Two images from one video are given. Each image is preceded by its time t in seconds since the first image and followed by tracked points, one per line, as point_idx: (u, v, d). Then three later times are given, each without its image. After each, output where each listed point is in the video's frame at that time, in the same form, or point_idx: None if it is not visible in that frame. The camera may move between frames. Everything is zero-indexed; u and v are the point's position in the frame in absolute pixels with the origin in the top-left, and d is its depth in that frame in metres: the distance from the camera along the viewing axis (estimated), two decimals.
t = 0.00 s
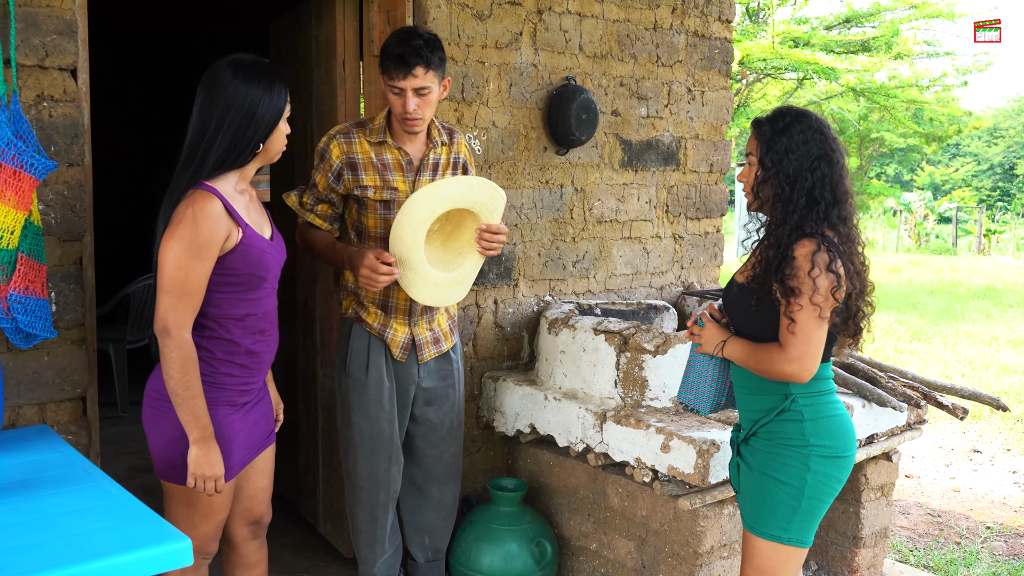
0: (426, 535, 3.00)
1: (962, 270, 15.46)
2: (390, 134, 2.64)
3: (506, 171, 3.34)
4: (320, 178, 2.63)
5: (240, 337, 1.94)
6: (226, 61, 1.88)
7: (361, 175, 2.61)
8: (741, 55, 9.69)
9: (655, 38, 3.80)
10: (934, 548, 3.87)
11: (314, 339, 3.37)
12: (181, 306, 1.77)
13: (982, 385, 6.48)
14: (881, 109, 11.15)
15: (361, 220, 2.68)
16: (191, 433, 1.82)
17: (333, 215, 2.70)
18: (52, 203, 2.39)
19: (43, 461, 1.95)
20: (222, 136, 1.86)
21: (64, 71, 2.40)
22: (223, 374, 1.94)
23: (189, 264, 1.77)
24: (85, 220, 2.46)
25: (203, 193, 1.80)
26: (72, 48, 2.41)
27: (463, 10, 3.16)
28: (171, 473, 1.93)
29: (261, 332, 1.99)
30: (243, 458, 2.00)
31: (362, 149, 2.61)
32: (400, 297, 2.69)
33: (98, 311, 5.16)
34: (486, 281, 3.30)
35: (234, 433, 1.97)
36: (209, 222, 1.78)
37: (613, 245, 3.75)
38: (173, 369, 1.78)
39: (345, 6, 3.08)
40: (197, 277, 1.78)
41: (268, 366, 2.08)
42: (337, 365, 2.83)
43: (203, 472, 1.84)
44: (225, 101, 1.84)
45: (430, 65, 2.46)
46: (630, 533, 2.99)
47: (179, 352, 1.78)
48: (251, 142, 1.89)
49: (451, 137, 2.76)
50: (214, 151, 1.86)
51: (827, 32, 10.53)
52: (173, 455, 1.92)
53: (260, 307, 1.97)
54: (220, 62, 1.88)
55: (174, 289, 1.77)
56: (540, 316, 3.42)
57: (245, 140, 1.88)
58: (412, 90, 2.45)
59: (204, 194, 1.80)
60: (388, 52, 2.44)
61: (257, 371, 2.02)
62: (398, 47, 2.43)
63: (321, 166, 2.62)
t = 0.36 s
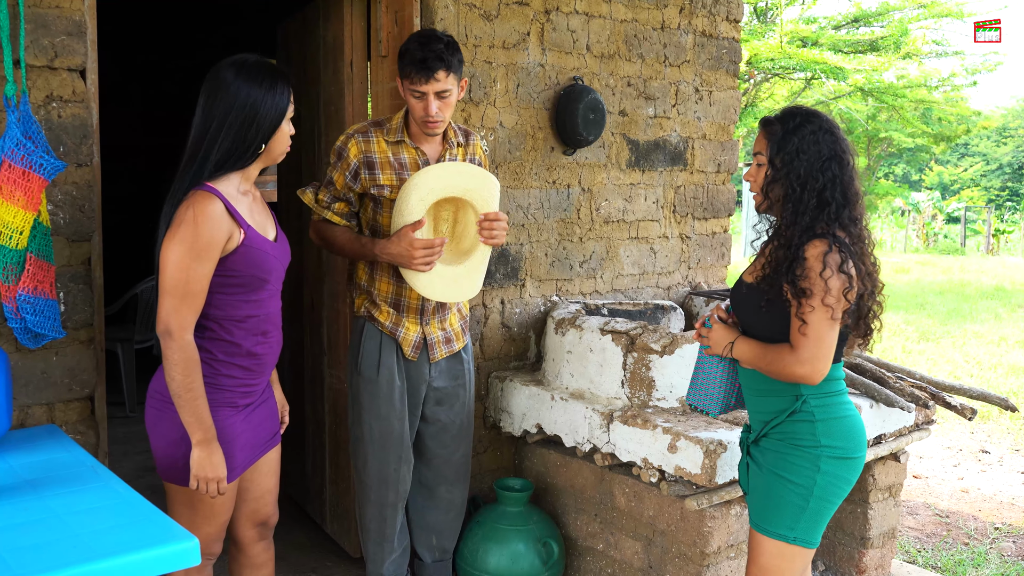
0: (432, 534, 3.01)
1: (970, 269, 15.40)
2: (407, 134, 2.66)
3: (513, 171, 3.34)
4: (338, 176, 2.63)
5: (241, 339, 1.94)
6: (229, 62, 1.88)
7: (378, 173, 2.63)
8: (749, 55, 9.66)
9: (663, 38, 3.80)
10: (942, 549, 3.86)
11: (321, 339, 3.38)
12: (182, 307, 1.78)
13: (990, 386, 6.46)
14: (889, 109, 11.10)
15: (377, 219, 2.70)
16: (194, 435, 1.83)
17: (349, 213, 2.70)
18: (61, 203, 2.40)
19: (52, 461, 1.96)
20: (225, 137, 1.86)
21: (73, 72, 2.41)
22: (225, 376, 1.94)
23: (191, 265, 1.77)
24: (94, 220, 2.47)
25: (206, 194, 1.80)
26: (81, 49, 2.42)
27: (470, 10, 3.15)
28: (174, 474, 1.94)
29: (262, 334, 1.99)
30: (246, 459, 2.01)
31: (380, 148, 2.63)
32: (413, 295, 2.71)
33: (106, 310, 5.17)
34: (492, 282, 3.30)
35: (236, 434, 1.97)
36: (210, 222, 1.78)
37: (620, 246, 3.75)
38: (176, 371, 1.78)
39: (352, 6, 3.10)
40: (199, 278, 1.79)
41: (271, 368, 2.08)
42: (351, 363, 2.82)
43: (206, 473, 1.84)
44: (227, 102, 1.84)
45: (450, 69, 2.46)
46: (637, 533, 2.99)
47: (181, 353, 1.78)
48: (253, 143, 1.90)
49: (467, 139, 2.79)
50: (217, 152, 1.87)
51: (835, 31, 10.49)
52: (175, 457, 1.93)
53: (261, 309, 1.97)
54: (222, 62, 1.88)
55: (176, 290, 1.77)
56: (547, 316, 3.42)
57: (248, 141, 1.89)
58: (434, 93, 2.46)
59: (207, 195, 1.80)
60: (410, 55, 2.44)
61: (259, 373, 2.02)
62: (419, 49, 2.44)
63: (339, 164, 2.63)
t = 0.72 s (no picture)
0: (434, 534, 3.01)
1: (972, 269, 15.39)
2: (413, 133, 2.66)
3: (515, 172, 3.35)
4: (343, 173, 2.64)
5: (239, 340, 1.94)
6: (227, 62, 1.88)
7: (383, 172, 2.65)
8: (750, 55, 9.66)
9: (665, 38, 3.80)
10: (944, 550, 3.85)
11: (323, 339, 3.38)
12: (179, 309, 1.78)
13: (992, 387, 6.45)
14: (891, 109, 11.09)
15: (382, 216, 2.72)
16: (190, 437, 1.83)
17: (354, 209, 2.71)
18: (63, 203, 2.41)
19: (54, 461, 1.96)
20: (223, 137, 1.87)
21: (75, 72, 2.41)
22: (223, 377, 1.94)
23: (188, 267, 1.77)
24: (95, 221, 2.47)
25: (203, 196, 1.80)
26: (83, 50, 2.42)
27: (472, 10, 3.15)
28: (171, 475, 1.94)
29: (261, 335, 1.99)
30: (244, 460, 2.00)
31: (385, 146, 2.63)
32: (414, 294, 2.71)
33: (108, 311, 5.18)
34: (494, 282, 3.30)
35: (234, 436, 1.97)
36: (207, 224, 1.78)
37: (622, 246, 3.75)
38: (172, 374, 1.79)
39: (354, 7, 3.10)
40: (195, 279, 1.79)
41: (271, 370, 2.08)
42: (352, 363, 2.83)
43: (200, 475, 1.84)
44: (225, 102, 1.84)
45: (460, 69, 2.47)
46: (638, 533, 2.99)
47: (177, 355, 1.78)
48: (252, 143, 1.90)
49: (475, 141, 2.81)
50: (215, 152, 1.87)
51: (837, 32, 10.49)
52: (174, 459, 1.93)
53: (261, 311, 1.96)
54: (221, 63, 1.89)
55: (173, 292, 1.77)
56: (548, 317, 3.42)
57: (247, 141, 1.89)
58: (444, 94, 2.46)
59: (203, 196, 1.80)
60: (421, 56, 2.44)
61: (258, 374, 2.02)
62: (430, 50, 2.44)
63: (344, 160, 2.63)
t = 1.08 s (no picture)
0: (434, 535, 3.01)
1: (972, 270, 15.39)
2: (412, 134, 2.67)
3: (515, 172, 3.35)
4: (343, 177, 2.65)
5: (238, 342, 1.94)
6: (224, 63, 1.89)
7: (383, 175, 2.66)
8: (750, 56, 9.68)
9: (665, 39, 3.80)
10: (944, 550, 3.85)
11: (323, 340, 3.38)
12: (177, 311, 1.78)
13: (992, 388, 6.46)
14: (891, 110, 11.10)
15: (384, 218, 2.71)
16: (187, 439, 1.82)
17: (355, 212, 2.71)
18: (63, 204, 2.41)
19: (54, 462, 1.96)
20: (221, 138, 1.87)
21: (75, 73, 2.41)
22: (222, 379, 1.94)
23: (186, 268, 1.78)
24: (96, 221, 2.47)
25: (201, 197, 1.81)
26: (84, 51, 2.42)
27: (472, 11, 3.15)
28: (170, 477, 1.94)
29: (260, 337, 1.99)
30: (244, 461, 2.00)
31: (384, 149, 2.64)
32: (417, 295, 2.71)
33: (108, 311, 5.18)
34: (494, 283, 3.30)
35: (234, 437, 1.97)
36: (205, 226, 1.78)
37: (622, 246, 3.75)
38: (170, 375, 1.79)
39: (355, 7, 3.10)
40: (193, 281, 1.79)
41: (271, 372, 2.08)
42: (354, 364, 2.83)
43: (198, 477, 1.84)
44: (223, 104, 1.85)
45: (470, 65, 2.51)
46: (639, 534, 2.98)
47: (175, 357, 1.78)
48: (250, 144, 1.90)
49: (475, 141, 2.81)
50: (214, 153, 1.87)
51: (836, 33, 10.49)
52: (174, 460, 1.92)
53: (260, 312, 1.96)
54: (218, 64, 1.89)
55: (171, 294, 1.77)
56: (548, 318, 3.42)
57: (245, 142, 1.89)
58: (457, 90, 2.49)
59: (201, 198, 1.81)
60: (435, 52, 2.45)
61: (258, 376, 2.02)
62: (443, 47, 2.46)
63: (344, 165, 2.65)
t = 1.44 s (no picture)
0: (435, 536, 3.01)
1: (972, 271, 15.39)
2: (411, 134, 2.66)
3: (516, 173, 3.35)
4: (343, 179, 2.66)
5: (236, 344, 1.94)
6: (217, 64, 1.90)
7: (383, 176, 2.66)
8: (751, 57, 9.67)
9: (665, 40, 3.80)
10: (944, 552, 3.85)
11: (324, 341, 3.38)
12: (173, 311, 1.78)
13: (993, 389, 6.46)
14: (891, 111, 11.10)
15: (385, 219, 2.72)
16: (185, 440, 1.82)
17: (356, 215, 2.72)
18: (63, 205, 2.41)
19: (55, 463, 1.96)
20: (213, 138, 1.87)
21: (76, 74, 2.41)
22: (220, 380, 1.94)
23: (181, 268, 1.78)
24: (96, 222, 2.47)
25: (195, 198, 1.80)
26: (84, 52, 2.42)
27: (473, 12, 3.15)
28: (169, 477, 1.94)
29: (259, 339, 1.99)
30: (243, 463, 2.00)
31: (384, 150, 2.64)
32: (418, 296, 2.71)
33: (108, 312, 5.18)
34: (495, 284, 3.30)
35: (233, 438, 1.97)
36: (199, 226, 1.78)
37: (622, 248, 3.75)
38: (167, 375, 1.79)
39: (355, 8, 3.10)
40: (189, 280, 1.79)
41: (270, 373, 2.08)
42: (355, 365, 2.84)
43: (198, 477, 1.84)
44: (215, 104, 1.85)
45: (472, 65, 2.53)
46: (639, 535, 2.98)
47: (171, 357, 1.78)
48: (243, 144, 1.89)
49: (474, 142, 2.81)
50: (207, 153, 1.87)
51: (837, 33, 10.49)
52: (172, 461, 1.92)
53: (258, 313, 1.96)
54: (212, 66, 1.91)
55: (167, 294, 1.78)
56: (549, 319, 3.42)
57: (237, 142, 1.88)
58: (460, 90, 2.50)
59: (196, 198, 1.80)
60: (439, 52, 2.45)
61: (257, 378, 2.02)
62: (445, 46, 2.47)
63: (344, 167, 2.65)
